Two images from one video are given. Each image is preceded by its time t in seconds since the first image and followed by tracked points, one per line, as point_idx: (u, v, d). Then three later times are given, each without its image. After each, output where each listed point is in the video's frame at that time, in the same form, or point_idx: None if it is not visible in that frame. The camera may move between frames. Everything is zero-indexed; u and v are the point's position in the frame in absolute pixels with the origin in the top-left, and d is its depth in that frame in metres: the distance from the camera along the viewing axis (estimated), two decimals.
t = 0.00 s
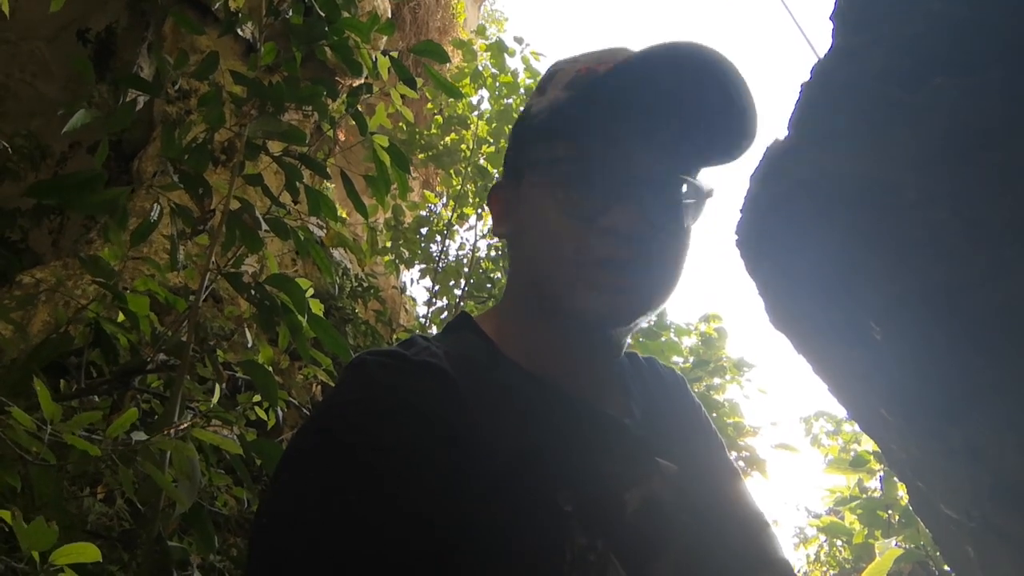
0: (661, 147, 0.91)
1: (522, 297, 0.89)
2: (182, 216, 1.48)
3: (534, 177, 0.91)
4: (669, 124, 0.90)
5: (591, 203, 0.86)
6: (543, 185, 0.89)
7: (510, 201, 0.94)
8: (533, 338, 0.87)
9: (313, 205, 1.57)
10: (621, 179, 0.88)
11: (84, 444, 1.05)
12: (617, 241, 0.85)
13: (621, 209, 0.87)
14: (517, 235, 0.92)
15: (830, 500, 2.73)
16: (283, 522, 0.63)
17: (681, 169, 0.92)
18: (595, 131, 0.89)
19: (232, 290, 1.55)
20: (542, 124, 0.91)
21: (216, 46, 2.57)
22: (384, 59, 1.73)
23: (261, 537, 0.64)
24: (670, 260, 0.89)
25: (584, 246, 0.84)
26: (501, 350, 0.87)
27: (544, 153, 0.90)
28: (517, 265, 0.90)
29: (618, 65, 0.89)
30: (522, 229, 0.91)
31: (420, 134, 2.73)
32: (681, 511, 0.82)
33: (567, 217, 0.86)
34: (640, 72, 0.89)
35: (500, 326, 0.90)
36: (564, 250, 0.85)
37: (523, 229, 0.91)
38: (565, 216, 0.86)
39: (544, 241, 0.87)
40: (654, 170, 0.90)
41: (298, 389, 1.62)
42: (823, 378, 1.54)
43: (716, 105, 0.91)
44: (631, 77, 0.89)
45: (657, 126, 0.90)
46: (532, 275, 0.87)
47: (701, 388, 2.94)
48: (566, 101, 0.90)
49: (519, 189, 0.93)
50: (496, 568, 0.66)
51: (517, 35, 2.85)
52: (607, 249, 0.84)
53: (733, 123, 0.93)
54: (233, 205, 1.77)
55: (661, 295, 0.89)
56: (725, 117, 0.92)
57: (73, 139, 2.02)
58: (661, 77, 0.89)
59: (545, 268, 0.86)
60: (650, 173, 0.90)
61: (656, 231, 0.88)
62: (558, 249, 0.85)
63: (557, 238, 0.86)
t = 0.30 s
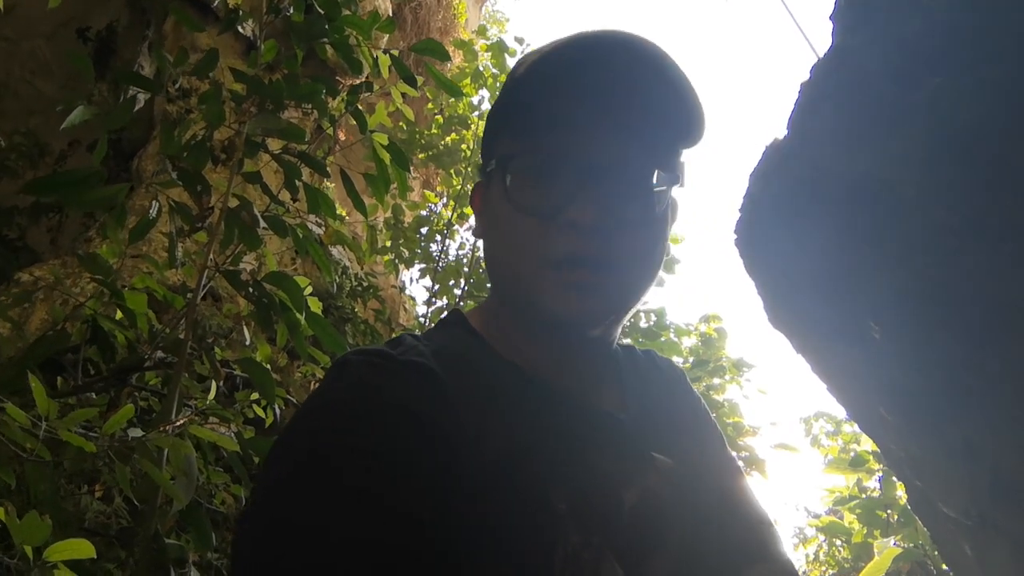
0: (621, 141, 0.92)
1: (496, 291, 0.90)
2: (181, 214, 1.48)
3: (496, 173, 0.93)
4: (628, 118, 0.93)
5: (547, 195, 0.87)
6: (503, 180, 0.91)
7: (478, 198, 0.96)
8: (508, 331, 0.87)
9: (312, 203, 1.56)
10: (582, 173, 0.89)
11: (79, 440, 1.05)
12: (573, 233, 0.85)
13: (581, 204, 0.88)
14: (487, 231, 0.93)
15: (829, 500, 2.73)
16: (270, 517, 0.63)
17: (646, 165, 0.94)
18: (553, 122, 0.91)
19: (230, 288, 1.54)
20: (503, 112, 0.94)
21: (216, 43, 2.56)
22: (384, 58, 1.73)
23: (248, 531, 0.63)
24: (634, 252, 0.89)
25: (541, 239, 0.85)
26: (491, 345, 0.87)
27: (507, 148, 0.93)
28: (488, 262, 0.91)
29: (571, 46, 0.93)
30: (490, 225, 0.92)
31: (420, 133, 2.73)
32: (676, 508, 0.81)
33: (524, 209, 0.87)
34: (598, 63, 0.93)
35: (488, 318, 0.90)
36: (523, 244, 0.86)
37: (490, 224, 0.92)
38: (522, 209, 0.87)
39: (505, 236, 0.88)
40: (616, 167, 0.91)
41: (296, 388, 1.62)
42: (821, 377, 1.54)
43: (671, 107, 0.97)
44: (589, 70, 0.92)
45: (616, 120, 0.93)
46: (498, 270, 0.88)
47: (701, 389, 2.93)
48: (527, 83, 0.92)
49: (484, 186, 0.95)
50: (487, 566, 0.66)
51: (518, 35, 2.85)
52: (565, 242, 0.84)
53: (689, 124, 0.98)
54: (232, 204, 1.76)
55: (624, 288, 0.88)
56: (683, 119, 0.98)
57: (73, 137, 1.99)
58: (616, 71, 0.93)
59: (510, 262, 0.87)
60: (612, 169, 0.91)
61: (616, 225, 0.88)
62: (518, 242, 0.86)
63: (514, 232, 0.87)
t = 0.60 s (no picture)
0: (622, 167, 0.91)
1: (494, 312, 0.89)
2: (181, 216, 1.48)
3: (494, 195, 0.92)
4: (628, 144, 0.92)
5: (545, 223, 0.87)
6: (500, 202, 0.91)
7: (477, 215, 0.96)
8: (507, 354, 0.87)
9: (313, 206, 1.56)
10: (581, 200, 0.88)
11: (76, 444, 1.05)
12: (570, 262, 0.85)
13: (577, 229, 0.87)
14: (486, 252, 0.93)
15: (825, 508, 2.73)
16: (263, 525, 0.63)
17: (648, 189, 0.93)
18: (551, 148, 0.90)
19: (229, 290, 1.55)
20: (502, 135, 0.93)
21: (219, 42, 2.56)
22: (386, 61, 1.73)
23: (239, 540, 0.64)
24: (633, 281, 0.88)
25: (538, 267, 0.85)
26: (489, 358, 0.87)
27: (505, 170, 0.92)
28: (486, 281, 0.91)
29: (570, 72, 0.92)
30: (488, 246, 0.92)
31: (422, 134, 2.73)
32: (672, 522, 0.81)
33: (522, 237, 0.87)
34: (595, 90, 0.91)
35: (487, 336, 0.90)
36: (522, 270, 0.86)
37: (487, 245, 0.92)
38: (520, 236, 0.87)
39: (503, 261, 0.88)
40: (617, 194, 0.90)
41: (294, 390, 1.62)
42: (818, 388, 1.54)
43: (674, 131, 0.95)
44: (587, 94, 0.91)
45: (616, 146, 0.91)
46: (496, 292, 0.88)
47: (699, 394, 2.93)
48: (524, 106, 0.91)
49: (483, 206, 0.94)
50: None
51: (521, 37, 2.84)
52: (561, 268, 0.84)
53: (692, 149, 0.96)
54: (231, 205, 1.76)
55: (622, 313, 0.88)
56: (684, 144, 0.96)
57: (75, 133, 1.99)
58: (616, 97, 0.92)
59: (508, 289, 0.87)
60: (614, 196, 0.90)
61: (615, 252, 0.87)
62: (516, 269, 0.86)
63: (512, 257, 0.87)
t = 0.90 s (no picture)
0: (619, 178, 0.91)
1: (492, 324, 0.88)
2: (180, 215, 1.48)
3: (493, 205, 0.92)
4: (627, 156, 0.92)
5: (541, 234, 0.86)
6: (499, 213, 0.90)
7: (476, 224, 0.95)
8: (505, 366, 0.87)
9: (312, 206, 1.56)
10: (577, 211, 0.87)
11: (74, 443, 1.05)
12: (566, 275, 0.83)
13: (575, 243, 0.85)
14: (485, 263, 0.92)
15: (824, 506, 2.74)
16: (259, 524, 0.64)
17: (646, 199, 0.92)
18: (549, 160, 0.89)
19: (228, 289, 1.55)
20: (499, 146, 0.94)
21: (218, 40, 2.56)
22: (386, 60, 1.73)
23: (234, 537, 0.64)
24: (632, 297, 0.87)
25: (533, 279, 0.84)
26: (487, 359, 0.87)
27: (505, 180, 0.91)
28: (484, 292, 0.90)
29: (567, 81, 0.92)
30: (487, 257, 0.91)
31: (421, 133, 2.73)
32: (671, 524, 0.81)
33: (518, 251, 0.85)
34: (594, 101, 0.91)
35: (487, 342, 0.90)
36: (519, 284, 0.84)
37: (486, 257, 0.91)
38: (517, 250, 0.86)
39: (501, 273, 0.87)
40: (615, 207, 0.89)
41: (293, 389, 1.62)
42: (817, 388, 1.55)
43: (674, 144, 0.94)
44: (589, 105, 0.91)
45: (614, 158, 0.91)
46: (494, 305, 0.87)
47: (699, 393, 2.94)
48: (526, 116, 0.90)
49: (482, 215, 0.93)
50: None
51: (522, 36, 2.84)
52: (558, 284, 0.83)
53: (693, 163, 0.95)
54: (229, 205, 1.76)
55: (621, 330, 0.86)
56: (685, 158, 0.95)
57: (75, 131, 1.99)
58: (615, 109, 0.91)
59: (504, 300, 0.86)
60: (611, 206, 0.89)
61: (612, 268, 0.86)
62: (512, 280, 0.85)
63: (510, 270, 0.86)
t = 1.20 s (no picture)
0: (598, 164, 0.86)
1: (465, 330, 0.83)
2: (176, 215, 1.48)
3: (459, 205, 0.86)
4: (609, 141, 0.86)
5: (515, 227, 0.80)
6: (465, 211, 0.85)
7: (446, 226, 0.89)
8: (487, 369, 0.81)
9: (307, 205, 1.56)
10: (549, 203, 0.82)
11: (71, 443, 1.05)
12: (541, 268, 0.78)
13: (546, 237, 0.80)
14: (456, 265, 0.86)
15: (820, 505, 2.74)
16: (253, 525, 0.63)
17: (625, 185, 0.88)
18: (515, 154, 0.84)
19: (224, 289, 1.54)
20: (465, 134, 0.88)
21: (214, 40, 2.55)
22: (381, 60, 1.73)
23: (227, 528, 0.65)
24: (608, 290, 0.82)
25: (510, 274, 0.78)
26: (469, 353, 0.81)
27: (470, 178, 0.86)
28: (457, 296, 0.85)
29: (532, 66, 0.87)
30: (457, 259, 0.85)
31: (418, 133, 2.73)
32: (659, 525, 0.80)
33: (485, 250, 0.80)
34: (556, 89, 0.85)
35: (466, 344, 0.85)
36: (487, 285, 0.79)
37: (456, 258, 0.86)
38: (485, 248, 0.80)
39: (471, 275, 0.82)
40: (588, 196, 0.84)
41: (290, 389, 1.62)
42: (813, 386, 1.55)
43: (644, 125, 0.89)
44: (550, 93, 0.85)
45: (592, 146, 0.86)
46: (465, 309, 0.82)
47: (696, 392, 2.94)
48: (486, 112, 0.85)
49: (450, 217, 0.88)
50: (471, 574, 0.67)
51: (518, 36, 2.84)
52: (527, 283, 0.78)
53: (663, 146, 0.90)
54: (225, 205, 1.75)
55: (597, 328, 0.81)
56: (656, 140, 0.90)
57: (71, 131, 1.98)
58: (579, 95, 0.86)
59: (473, 303, 0.81)
60: (589, 196, 0.84)
61: (586, 261, 0.81)
62: (480, 281, 0.80)
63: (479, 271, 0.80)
